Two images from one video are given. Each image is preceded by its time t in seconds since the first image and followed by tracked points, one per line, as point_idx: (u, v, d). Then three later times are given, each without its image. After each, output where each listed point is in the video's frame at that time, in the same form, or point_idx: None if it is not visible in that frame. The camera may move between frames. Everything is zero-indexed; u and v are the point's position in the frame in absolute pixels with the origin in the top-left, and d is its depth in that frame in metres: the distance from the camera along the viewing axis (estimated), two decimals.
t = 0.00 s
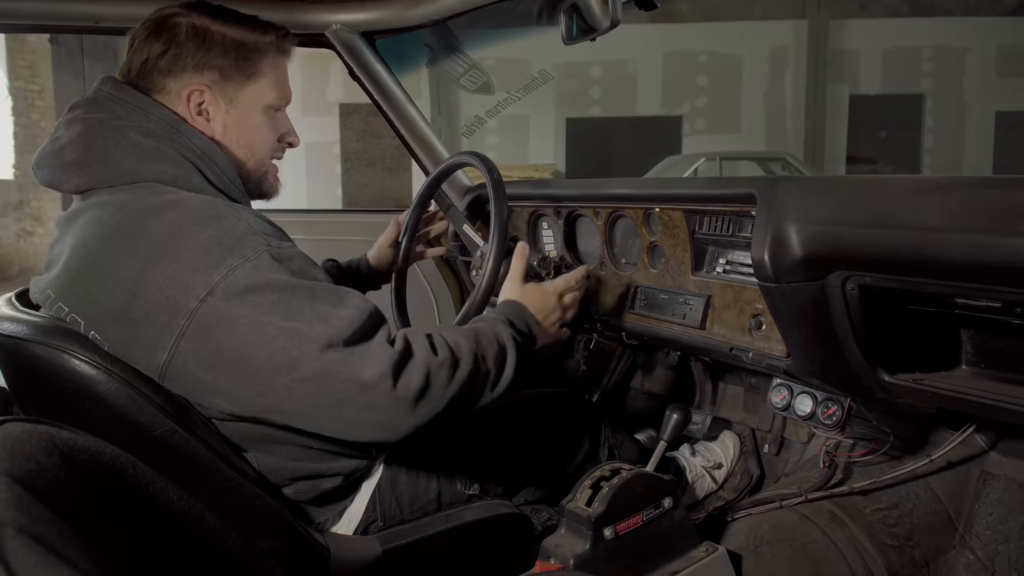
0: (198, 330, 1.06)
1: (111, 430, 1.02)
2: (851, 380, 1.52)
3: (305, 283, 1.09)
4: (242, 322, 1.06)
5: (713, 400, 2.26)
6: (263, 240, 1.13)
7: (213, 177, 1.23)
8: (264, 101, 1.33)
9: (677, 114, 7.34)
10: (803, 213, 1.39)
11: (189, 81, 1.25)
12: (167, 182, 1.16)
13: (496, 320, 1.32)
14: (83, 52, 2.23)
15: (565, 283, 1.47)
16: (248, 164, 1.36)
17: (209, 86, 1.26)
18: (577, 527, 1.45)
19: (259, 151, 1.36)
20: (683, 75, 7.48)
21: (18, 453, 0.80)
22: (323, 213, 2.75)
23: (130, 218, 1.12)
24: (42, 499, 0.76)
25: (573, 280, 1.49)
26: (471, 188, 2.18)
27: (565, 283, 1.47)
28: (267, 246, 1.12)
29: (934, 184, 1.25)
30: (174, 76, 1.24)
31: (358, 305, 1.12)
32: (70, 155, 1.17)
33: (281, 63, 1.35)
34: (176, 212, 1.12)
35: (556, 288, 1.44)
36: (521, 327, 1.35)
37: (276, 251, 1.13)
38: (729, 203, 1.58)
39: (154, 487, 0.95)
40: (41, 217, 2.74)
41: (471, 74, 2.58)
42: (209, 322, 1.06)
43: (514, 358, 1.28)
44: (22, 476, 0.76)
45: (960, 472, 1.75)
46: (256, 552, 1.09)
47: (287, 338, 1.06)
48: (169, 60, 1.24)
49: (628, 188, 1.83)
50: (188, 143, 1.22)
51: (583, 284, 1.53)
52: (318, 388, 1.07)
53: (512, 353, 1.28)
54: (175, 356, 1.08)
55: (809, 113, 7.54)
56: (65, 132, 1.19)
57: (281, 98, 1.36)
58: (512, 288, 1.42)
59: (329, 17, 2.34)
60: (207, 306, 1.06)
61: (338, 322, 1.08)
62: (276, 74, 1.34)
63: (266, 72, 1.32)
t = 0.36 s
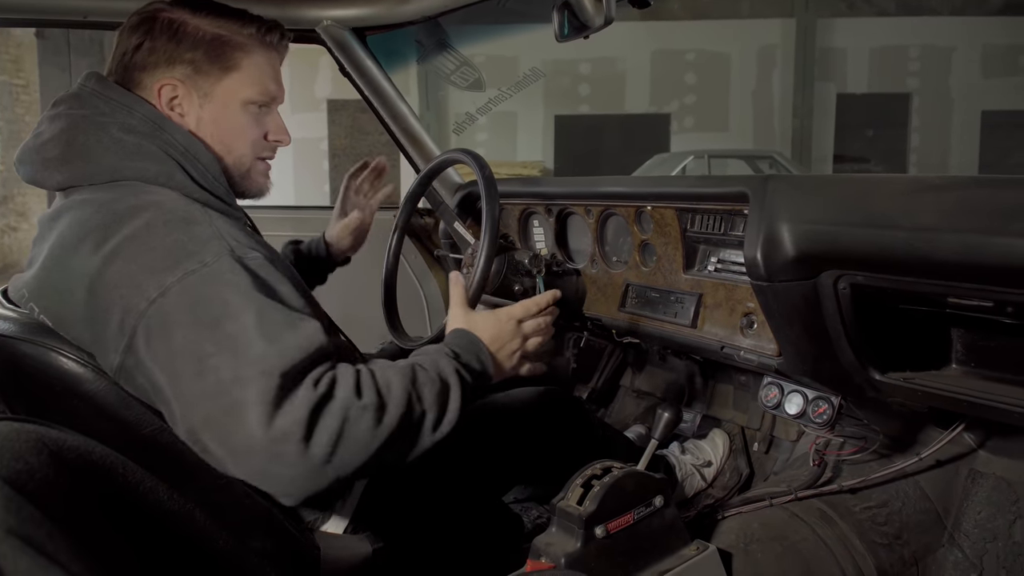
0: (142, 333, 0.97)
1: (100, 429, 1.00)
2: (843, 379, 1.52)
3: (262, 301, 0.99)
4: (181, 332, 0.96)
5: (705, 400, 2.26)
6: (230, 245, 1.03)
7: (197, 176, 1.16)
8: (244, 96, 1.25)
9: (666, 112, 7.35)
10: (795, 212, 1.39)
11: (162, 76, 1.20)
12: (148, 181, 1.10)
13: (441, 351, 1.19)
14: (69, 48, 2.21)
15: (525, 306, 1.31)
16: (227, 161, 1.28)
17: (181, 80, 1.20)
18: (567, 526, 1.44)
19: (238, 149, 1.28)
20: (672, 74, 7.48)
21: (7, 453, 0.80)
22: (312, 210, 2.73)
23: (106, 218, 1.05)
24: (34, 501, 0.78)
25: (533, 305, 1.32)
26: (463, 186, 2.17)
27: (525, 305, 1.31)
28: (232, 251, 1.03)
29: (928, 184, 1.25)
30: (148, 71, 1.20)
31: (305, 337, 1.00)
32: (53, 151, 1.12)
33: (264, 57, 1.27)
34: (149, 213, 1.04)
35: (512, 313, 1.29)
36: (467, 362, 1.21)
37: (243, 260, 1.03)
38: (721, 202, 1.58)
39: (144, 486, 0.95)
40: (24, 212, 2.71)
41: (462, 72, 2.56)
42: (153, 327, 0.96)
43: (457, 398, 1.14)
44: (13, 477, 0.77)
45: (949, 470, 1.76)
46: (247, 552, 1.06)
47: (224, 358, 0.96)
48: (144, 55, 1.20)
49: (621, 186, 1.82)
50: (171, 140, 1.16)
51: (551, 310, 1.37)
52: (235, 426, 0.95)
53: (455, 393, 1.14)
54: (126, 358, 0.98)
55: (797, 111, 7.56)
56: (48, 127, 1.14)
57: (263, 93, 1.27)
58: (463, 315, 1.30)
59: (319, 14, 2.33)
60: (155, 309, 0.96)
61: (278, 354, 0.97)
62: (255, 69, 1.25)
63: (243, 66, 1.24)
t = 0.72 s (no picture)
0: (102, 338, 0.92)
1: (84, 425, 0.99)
2: (837, 379, 1.52)
3: (217, 308, 0.91)
4: (133, 339, 0.89)
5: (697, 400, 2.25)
6: (200, 249, 0.98)
7: (186, 176, 1.14)
8: (234, 93, 1.19)
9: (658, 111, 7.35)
10: (790, 212, 1.38)
11: (151, 73, 1.17)
12: (133, 180, 1.09)
13: (386, 332, 1.05)
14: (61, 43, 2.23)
15: (485, 260, 1.12)
16: (220, 161, 1.23)
17: (170, 77, 1.17)
18: (560, 526, 1.43)
19: (231, 148, 1.23)
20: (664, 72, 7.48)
21: None
22: (303, 207, 2.71)
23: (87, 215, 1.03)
24: (20, 503, 0.78)
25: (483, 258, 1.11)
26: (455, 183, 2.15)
27: (485, 259, 1.12)
28: (200, 254, 0.97)
29: (924, 184, 1.25)
30: (139, 67, 1.17)
31: (250, 349, 0.89)
32: (44, 144, 1.11)
33: (257, 52, 1.21)
34: (127, 212, 1.02)
35: (470, 270, 1.11)
36: (424, 340, 1.06)
37: (210, 266, 0.96)
38: (715, 201, 1.57)
39: (134, 488, 0.94)
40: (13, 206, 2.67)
41: (457, 68, 2.55)
42: (110, 331, 0.91)
43: (410, 384, 1.01)
44: None
45: (942, 472, 1.76)
46: (237, 553, 1.01)
47: (172, 367, 0.88)
48: (135, 50, 1.17)
49: (614, 185, 1.81)
50: (160, 138, 1.14)
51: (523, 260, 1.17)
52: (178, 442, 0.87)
53: (407, 378, 1.00)
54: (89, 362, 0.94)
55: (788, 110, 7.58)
56: (43, 118, 1.13)
57: (258, 91, 1.21)
58: (416, 280, 1.13)
59: (313, 9, 2.29)
60: (114, 312, 0.91)
61: (218, 366, 0.87)
62: (247, 65, 1.19)
63: (234, 62, 1.18)
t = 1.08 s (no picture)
0: (101, 366, 0.91)
1: (75, 443, 0.96)
2: (832, 392, 1.51)
3: (232, 350, 0.91)
4: (139, 375, 0.89)
5: (689, 410, 2.24)
6: (207, 279, 0.96)
7: (191, 193, 1.08)
8: (243, 112, 1.12)
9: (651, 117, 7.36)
10: (785, 223, 1.38)
11: (158, 88, 1.09)
12: (138, 196, 1.04)
13: (408, 421, 1.05)
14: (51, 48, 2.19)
15: (514, 381, 1.14)
16: (225, 181, 1.15)
17: (178, 94, 1.09)
18: (554, 540, 1.41)
19: (236, 168, 1.15)
20: (656, 79, 7.50)
21: None
22: (295, 214, 2.70)
23: (89, 229, 1.00)
24: None
25: (519, 382, 1.14)
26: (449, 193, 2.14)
27: (514, 381, 1.13)
28: (208, 286, 0.95)
29: (921, 197, 1.24)
30: (146, 82, 1.09)
31: (269, 397, 0.91)
32: (49, 152, 1.06)
33: (269, 69, 1.13)
34: (130, 232, 0.97)
35: (498, 385, 1.11)
36: (435, 433, 1.06)
37: (217, 300, 0.95)
38: (710, 212, 1.56)
39: (120, 504, 0.89)
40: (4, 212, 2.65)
41: (450, 77, 2.52)
42: (113, 362, 0.90)
43: (418, 476, 1.03)
44: None
45: (937, 484, 1.75)
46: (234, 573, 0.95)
47: (181, 408, 0.89)
48: (143, 65, 1.09)
49: (607, 195, 1.80)
50: (167, 155, 1.07)
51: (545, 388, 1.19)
52: (184, 481, 0.89)
53: (415, 472, 1.03)
54: (77, 380, 0.93)
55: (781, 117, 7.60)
56: (50, 122, 1.07)
57: (267, 110, 1.14)
58: (447, 374, 1.12)
59: (306, 17, 2.29)
60: (117, 342, 0.90)
61: (235, 415, 0.89)
62: (257, 83, 1.12)
63: (244, 80, 1.10)
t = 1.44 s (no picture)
0: (84, 381, 0.89)
1: (68, 454, 0.95)
2: (829, 405, 1.50)
3: (219, 371, 0.90)
4: (122, 392, 0.88)
5: (685, 420, 2.22)
6: (197, 297, 0.94)
7: (188, 207, 1.07)
8: (245, 129, 1.11)
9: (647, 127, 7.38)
10: (782, 235, 1.37)
11: (161, 98, 1.08)
12: (133, 208, 1.02)
13: (397, 457, 1.07)
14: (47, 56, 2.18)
15: (505, 425, 1.20)
16: (223, 197, 1.14)
17: (180, 106, 1.08)
18: (549, 554, 1.40)
19: (234, 183, 1.14)
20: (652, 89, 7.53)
21: None
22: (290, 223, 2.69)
23: (84, 240, 0.98)
24: None
25: (509, 425, 1.20)
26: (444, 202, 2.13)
27: (505, 425, 1.20)
28: (197, 303, 0.93)
29: (919, 210, 1.24)
30: (149, 91, 1.09)
31: (253, 421, 0.90)
32: (48, 161, 1.04)
33: (276, 88, 1.13)
34: (123, 245, 0.96)
35: (490, 429, 1.17)
36: (421, 470, 1.09)
37: (206, 318, 0.93)
38: (707, 224, 1.56)
39: (111, 518, 0.79)
40: None
41: (446, 87, 2.59)
42: (96, 378, 0.89)
43: (400, 513, 1.04)
44: None
45: (935, 497, 1.74)
46: None
47: (162, 428, 0.88)
48: (149, 73, 1.09)
49: (604, 205, 1.79)
50: (164, 166, 1.06)
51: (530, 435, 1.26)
52: (161, 500, 0.88)
53: (398, 509, 1.04)
54: (64, 395, 0.91)
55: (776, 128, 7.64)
56: (50, 130, 1.06)
57: (270, 128, 1.13)
58: (439, 414, 1.16)
59: (301, 26, 2.26)
60: (102, 358, 0.89)
61: (217, 438, 0.87)
62: (260, 101, 1.11)
63: (248, 97, 1.10)
